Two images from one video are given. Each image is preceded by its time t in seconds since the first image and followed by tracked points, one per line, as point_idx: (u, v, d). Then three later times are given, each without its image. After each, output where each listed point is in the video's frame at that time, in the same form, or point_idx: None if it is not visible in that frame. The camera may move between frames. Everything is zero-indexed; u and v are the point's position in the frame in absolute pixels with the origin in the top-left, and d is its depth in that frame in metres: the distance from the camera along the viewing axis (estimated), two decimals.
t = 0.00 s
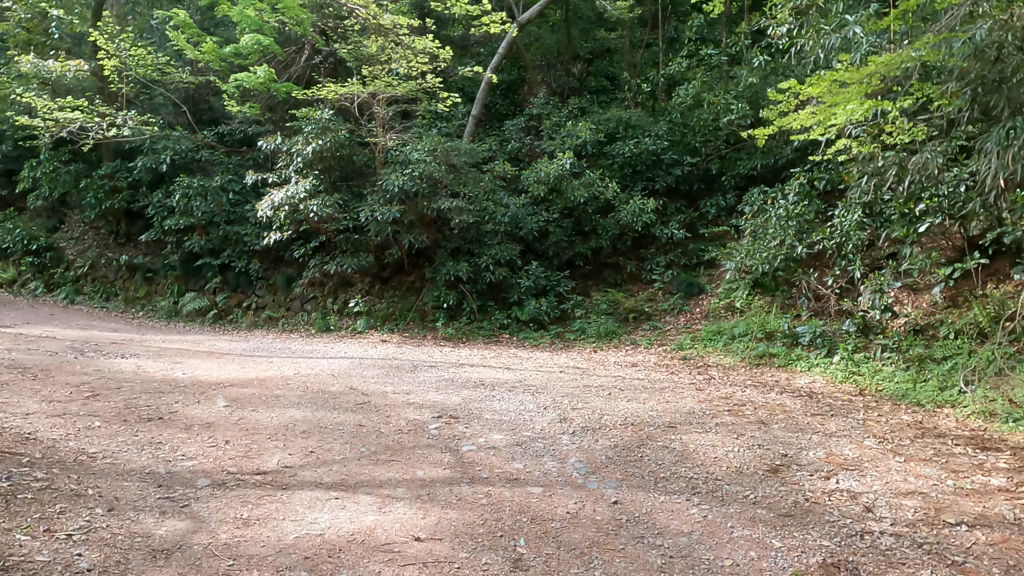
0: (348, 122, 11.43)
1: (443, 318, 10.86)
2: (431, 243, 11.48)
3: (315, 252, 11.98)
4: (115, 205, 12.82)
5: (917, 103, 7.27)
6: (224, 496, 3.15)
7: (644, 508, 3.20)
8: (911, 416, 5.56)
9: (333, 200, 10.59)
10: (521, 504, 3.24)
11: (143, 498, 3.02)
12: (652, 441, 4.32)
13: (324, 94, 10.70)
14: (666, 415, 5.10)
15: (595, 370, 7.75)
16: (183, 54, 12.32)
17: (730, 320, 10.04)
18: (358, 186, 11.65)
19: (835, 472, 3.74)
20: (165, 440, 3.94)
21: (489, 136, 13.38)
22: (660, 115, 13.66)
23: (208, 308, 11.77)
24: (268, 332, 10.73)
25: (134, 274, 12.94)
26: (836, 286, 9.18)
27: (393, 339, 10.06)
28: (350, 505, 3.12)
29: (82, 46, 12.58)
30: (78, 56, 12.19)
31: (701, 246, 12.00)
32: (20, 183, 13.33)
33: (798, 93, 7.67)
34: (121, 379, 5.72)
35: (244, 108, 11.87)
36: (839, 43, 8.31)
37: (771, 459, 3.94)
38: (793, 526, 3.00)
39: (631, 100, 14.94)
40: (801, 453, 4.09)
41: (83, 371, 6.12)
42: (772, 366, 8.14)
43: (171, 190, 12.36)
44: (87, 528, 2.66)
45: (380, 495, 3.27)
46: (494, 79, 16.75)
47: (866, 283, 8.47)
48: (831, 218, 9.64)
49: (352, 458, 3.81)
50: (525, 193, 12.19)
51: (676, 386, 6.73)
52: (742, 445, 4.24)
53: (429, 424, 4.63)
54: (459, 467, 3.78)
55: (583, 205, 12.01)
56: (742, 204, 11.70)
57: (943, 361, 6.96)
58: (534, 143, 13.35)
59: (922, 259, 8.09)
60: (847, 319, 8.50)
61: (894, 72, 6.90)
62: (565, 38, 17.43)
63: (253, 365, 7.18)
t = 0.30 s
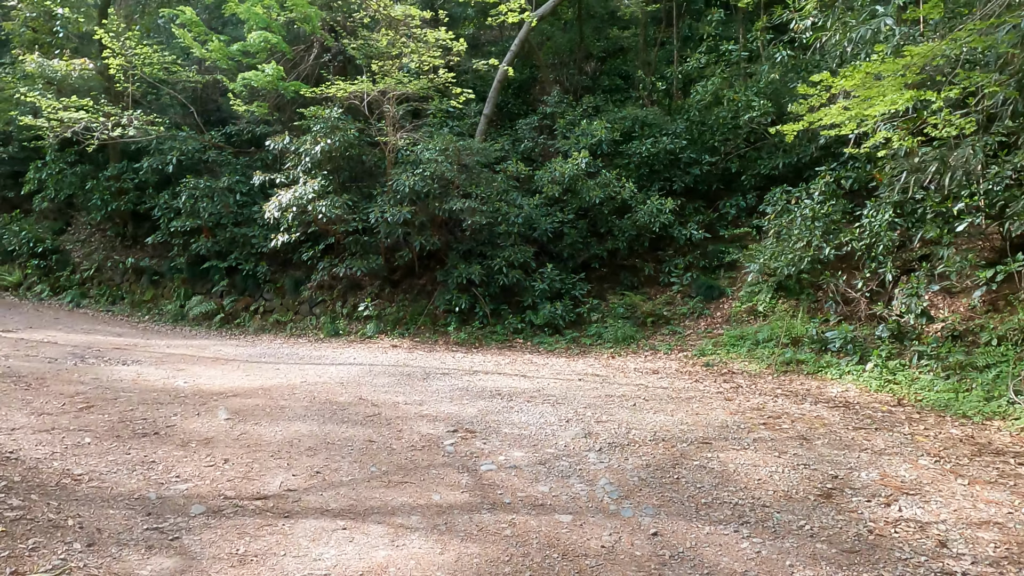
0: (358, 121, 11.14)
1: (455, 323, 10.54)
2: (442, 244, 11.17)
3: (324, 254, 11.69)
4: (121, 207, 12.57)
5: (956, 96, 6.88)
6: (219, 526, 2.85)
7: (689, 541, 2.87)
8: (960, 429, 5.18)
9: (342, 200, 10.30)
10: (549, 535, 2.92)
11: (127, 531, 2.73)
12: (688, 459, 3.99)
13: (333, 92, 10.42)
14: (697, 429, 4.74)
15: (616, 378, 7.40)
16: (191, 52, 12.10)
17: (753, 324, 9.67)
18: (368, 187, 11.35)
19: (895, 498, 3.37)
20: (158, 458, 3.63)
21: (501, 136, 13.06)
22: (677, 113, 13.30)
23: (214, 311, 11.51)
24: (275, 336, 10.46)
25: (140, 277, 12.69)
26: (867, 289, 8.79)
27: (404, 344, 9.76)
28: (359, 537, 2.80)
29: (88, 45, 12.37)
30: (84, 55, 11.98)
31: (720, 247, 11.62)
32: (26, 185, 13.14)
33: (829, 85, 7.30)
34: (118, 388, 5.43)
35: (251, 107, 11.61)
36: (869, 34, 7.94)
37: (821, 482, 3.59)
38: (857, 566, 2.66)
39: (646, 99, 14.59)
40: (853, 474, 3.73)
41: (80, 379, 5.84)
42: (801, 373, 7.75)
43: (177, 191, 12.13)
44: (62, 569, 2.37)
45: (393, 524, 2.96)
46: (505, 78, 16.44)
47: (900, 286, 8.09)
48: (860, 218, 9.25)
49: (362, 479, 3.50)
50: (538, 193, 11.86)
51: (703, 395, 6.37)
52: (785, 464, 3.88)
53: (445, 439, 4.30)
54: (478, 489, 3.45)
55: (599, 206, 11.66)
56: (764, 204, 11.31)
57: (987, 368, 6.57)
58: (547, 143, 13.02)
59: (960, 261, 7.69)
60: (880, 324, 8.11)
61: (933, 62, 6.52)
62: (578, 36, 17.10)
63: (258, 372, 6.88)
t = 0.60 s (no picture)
0: (368, 120, 10.89)
1: (468, 326, 10.27)
2: (454, 246, 10.90)
3: (334, 256, 11.45)
4: (128, 209, 12.38)
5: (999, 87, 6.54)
6: (215, 554, 2.58)
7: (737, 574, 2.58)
8: (1011, 442, 4.84)
9: (351, 201, 10.05)
10: (579, 566, 2.64)
11: (114, 559, 2.48)
12: (725, 474, 3.69)
13: (342, 90, 10.19)
14: (730, 441, 4.43)
15: (636, 385, 7.09)
16: (198, 51, 11.92)
17: (776, 328, 9.34)
18: (378, 188, 11.10)
19: (960, 522, 3.05)
20: (152, 473, 3.35)
21: (514, 135, 12.78)
22: (694, 112, 12.98)
23: (222, 314, 11.29)
24: (283, 340, 10.21)
25: (147, 280, 12.51)
26: (897, 292, 8.44)
27: (415, 348, 9.49)
28: (369, 569, 2.53)
29: (95, 44, 12.23)
30: (90, 54, 11.82)
31: (740, 249, 11.29)
32: (33, 186, 13.00)
33: (861, 77, 6.97)
34: (118, 395, 5.18)
35: (260, 107, 11.39)
36: (901, 24, 7.61)
37: (875, 502, 3.28)
38: None
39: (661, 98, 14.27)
40: (908, 493, 3.41)
41: (79, 385, 5.60)
42: (830, 379, 7.42)
43: (185, 192, 11.93)
44: None
45: (407, 552, 2.68)
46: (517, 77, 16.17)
47: (934, 288, 7.76)
48: (889, 218, 8.90)
49: (372, 498, 3.21)
50: (552, 194, 11.57)
51: (730, 403, 6.05)
52: (832, 482, 3.56)
53: (461, 453, 4.01)
54: (499, 509, 3.16)
55: (614, 206, 11.36)
56: (785, 205, 10.97)
57: None
58: (561, 143, 12.72)
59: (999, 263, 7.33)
60: (913, 329, 7.76)
61: (974, 51, 6.19)
62: (590, 35, 16.82)
63: (264, 378, 6.62)
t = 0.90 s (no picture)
0: (377, 119, 10.63)
1: (479, 330, 9.98)
2: (465, 248, 10.61)
3: (342, 258, 11.19)
4: (134, 210, 12.17)
5: None
6: None
7: None
8: None
9: (360, 201, 9.78)
10: None
11: None
12: (766, 496, 3.37)
13: (351, 87, 9.94)
14: (764, 456, 4.11)
15: (656, 393, 6.76)
16: (205, 49, 11.71)
17: (799, 333, 8.99)
18: (387, 188, 10.83)
19: None
20: (136, 493, 3.07)
21: (526, 134, 12.48)
22: (712, 110, 12.64)
23: (228, 317, 11.06)
24: (290, 344, 9.96)
25: (153, 282, 12.31)
26: (928, 295, 8.07)
27: (425, 353, 9.21)
28: None
29: (100, 42, 12.05)
30: (96, 53, 11.64)
31: (760, 251, 10.93)
32: (38, 188, 12.83)
33: (896, 67, 6.63)
34: (112, 403, 4.91)
35: (267, 105, 11.15)
36: (936, 13, 7.26)
37: (940, 531, 2.96)
38: None
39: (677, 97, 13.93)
40: (972, 520, 3.08)
41: (73, 392, 5.35)
42: (860, 387, 7.07)
43: (190, 193, 11.70)
44: None
45: None
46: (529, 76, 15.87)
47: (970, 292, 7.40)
48: (919, 218, 8.53)
49: (379, 523, 2.92)
50: (565, 194, 11.26)
51: (758, 413, 5.70)
52: (885, 505, 3.24)
53: (475, 471, 3.69)
54: (519, 537, 2.87)
55: (630, 207, 11.04)
56: (807, 205, 10.61)
57: None
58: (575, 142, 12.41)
59: None
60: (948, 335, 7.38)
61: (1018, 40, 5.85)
62: (603, 34, 16.50)
63: (268, 385, 6.35)
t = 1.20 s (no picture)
0: (390, 116, 10.37)
1: (494, 333, 9.70)
2: (480, 248, 10.32)
3: (354, 259, 10.93)
4: (143, 210, 11.98)
5: None
6: None
7: None
8: None
9: (372, 200, 9.53)
10: None
11: None
12: (824, 520, 3.06)
13: (363, 83, 9.69)
14: (812, 473, 3.79)
15: (683, 399, 6.44)
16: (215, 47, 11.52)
17: (829, 337, 8.64)
18: (400, 187, 10.56)
19: None
20: (130, 514, 2.81)
21: (542, 132, 12.17)
22: (733, 107, 12.28)
23: (238, 319, 10.84)
24: (301, 347, 9.72)
25: (162, 283, 12.12)
26: (967, 298, 7.71)
27: (439, 356, 8.94)
28: None
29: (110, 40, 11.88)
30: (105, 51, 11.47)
31: (784, 251, 10.57)
32: (48, 188, 12.68)
33: (939, 56, 6.28)
34: (113, 411, 4.66)
35: (277, 103, 10.92)
36: None
37: None
38: None
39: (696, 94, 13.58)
40: None
41: (73, 398, 5.10)
42: (898, 394, 6.72)
43: (200, 192, 11.49)
44: None
45: None
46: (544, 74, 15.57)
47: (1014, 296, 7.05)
48: (956, 216, 8.15)
49: (397, 551, 2.65)
50: (583, 193, 10.96)
51: (795, 423, 5.36)
52: (957, 532, 2.93)
53: (500, 489, 3.39)
54: (553, 568, 2.58)
55: (649, 206, 10.71)
56: (835, 204, 10.24)
57: None
58: (592, 140, 12.09)
59: None
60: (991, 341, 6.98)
61: None
62: (619, 31, 16.16)
63: (276, 391, 6.08)
